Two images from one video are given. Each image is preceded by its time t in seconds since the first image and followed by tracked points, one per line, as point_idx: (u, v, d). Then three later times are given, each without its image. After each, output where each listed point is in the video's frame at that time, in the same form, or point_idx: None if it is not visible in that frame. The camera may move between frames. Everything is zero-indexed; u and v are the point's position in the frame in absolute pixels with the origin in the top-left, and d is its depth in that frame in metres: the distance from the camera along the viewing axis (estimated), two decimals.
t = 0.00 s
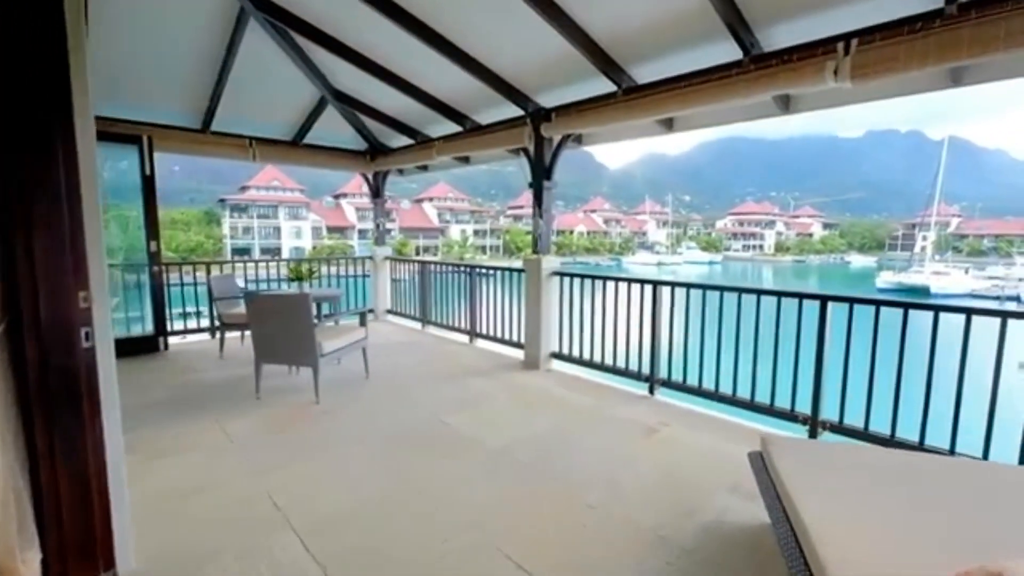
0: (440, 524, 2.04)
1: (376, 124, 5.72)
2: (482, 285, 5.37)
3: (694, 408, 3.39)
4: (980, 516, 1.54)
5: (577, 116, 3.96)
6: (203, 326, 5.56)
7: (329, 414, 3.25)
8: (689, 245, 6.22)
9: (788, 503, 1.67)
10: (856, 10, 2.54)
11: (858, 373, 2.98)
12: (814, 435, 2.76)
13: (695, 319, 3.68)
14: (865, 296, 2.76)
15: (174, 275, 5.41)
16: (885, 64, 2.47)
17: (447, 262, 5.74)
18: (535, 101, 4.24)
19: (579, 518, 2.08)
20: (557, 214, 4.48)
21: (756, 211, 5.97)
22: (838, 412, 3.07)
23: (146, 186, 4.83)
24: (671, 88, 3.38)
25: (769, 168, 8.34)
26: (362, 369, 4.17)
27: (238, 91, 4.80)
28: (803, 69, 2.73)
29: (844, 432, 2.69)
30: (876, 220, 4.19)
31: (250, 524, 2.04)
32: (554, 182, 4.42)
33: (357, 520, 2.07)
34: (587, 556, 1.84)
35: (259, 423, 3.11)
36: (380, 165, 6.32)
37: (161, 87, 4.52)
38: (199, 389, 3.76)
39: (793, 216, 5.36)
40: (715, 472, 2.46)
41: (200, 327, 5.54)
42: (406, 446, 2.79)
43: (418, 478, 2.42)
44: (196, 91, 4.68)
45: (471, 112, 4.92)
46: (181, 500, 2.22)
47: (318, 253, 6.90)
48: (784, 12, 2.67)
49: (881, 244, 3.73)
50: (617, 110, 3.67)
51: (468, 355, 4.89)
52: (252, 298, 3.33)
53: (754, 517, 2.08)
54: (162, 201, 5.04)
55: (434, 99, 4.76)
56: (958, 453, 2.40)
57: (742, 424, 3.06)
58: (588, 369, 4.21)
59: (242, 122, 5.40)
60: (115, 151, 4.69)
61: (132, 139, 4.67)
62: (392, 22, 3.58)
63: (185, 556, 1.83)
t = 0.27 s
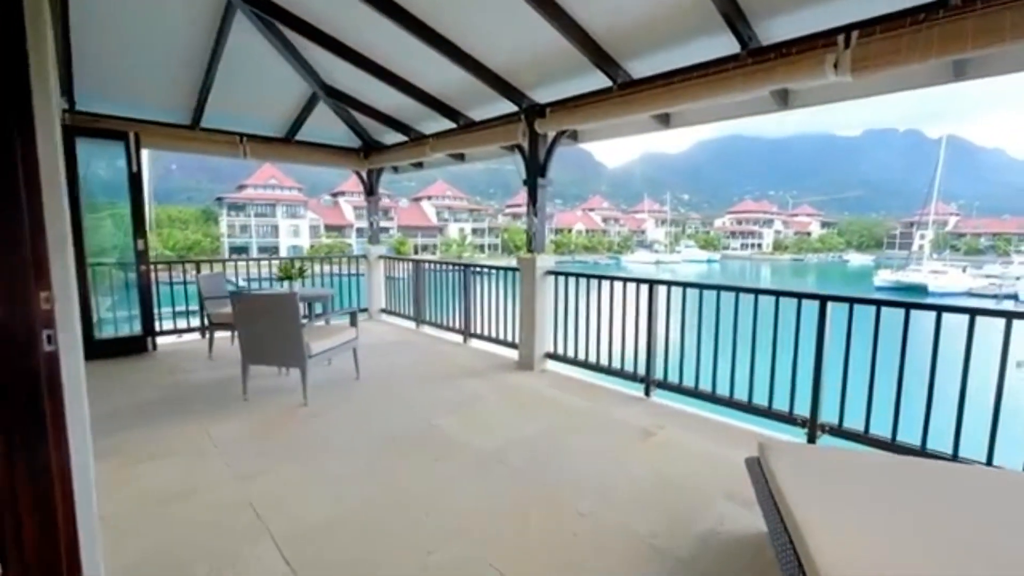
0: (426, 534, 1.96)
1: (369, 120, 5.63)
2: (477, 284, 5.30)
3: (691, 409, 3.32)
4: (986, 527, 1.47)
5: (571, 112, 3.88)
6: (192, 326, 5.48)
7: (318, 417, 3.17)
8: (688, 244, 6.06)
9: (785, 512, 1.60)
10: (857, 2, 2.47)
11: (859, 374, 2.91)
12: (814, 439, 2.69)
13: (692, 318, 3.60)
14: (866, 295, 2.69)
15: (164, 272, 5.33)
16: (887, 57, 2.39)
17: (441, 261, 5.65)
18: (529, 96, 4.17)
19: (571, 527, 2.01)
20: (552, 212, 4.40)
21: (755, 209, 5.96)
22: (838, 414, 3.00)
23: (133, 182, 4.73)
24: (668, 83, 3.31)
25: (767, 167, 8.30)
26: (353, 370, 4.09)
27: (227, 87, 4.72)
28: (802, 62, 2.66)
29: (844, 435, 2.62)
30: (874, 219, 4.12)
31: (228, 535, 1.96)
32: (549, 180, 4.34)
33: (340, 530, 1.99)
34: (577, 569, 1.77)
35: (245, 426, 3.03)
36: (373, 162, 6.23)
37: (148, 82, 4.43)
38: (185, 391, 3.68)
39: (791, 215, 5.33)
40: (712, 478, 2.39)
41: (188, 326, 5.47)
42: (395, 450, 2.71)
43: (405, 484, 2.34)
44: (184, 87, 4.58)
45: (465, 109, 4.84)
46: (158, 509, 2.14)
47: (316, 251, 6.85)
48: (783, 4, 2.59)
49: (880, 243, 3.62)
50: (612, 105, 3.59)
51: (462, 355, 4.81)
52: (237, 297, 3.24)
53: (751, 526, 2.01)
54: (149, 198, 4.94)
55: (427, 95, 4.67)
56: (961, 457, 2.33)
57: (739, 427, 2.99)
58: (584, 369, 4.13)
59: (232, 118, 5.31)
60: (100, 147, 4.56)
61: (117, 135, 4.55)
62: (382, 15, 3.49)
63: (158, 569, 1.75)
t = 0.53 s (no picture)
0: (410, 546, 1.89)
1: (361, 117, 5.54)
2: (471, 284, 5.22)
3: (687, 412, 3.24)
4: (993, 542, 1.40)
5: (565, 108, 3.80)
6: (182, 326, 5.40)
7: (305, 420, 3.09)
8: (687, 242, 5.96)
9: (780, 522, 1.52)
10: None
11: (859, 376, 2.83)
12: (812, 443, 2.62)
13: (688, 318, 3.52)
14: (866, 295, 2.61)
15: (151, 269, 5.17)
16: (888, 49, 2.32)
17: (436, 260, 5.58)
18: (523, 92, 4.09)
19: (560, 538, 1.94)
20: (545, 210, 4.32)
21: (753, 208, 5.92)
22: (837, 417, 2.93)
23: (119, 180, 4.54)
24: (663, 78, 3.22)
25: (764, 167, 8.25)
26: (343, 372, 4.01)
27: (216, 83, 4.63)
28: (801, 55, 2.58)
29: (843, 439, 2.55)
30: (871, 218, 4.06)
31: (204, 547, 1.88)
32: (543, 178, 4.26)
33: (320, 542, 1.91)
34: None
35: (229, 430, 2.96)
36: (367, 159, 6.14)
37: (134, 77, 4.33)
38: (171, 393, 3.60)
39: (790, 214, 5.27)
40: (707, 484, 2.32)
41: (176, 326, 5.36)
42: (382, 455, 2.64)
43: (391, 492, 2.27)
44: (171, 83, 4.49)
45: (458, 105, 4.76)
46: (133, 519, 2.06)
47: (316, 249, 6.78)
48: None
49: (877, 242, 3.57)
50: (606, 101, 3.51)
51: (456, 356, 4.74)
52: (222, 297, 3.16)
53: (747, 536, 1.94)
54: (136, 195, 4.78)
55: (419, 91, 4.59)
56: (964, 463, 2.26)
57: (736, 430, 2.92)
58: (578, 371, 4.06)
59: (222, 114, 5.21)
60: (86, 142, 4.37)
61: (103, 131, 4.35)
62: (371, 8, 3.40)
63: None
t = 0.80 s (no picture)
0: (386, 562, 1.79)
1: (351, 114, 5.43)
2: (463, 284, 5.11)
3: (682, 416, 3.15)
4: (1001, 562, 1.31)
5: (556, 103, 3.70)
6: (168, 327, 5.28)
7: (286, 426, 2.99)
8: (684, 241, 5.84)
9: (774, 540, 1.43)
10: None
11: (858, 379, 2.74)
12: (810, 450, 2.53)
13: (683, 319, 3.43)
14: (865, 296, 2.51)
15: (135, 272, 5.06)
16: (888, 40, 2.23)
17: (428, 259, 5.47)
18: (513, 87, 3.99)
19: (545, 553, 1.84)
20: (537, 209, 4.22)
21: (751, 206, 5.83)
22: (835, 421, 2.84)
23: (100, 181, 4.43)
24: (656, 72, 3.13)
25: (761, 166, 8.16)
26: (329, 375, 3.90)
27: (200, 79, 4.51)
28: (797, 47, 2.49)
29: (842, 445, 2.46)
30: (869, 216, 3.97)
31: (168, 563, 1.78)
32: (535, 175, 4.16)
33: (292, 557, 1.81)
34: None
35: (205, 437, 2.85)
36: (358, 157, 6.04)
37: (114, 73, 4.22)
38: (150, 398, 3.49)
39: (788, 213, 5.18)
40: (701, 494, 2.22)
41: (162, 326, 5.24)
42: (364, 463, 2.54)
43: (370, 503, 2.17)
44: (153, 78, 4.38)
45: (448, 101, 4.65)
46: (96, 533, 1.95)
47: (313, 248, 6.68)
48: None
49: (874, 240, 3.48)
50: (598, 96, 3.41)
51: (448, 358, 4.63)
52: (201, 298, 3.05)
53: (742, 550, 1.85)
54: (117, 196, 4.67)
55: (408, 86, 4.48)
56: (967, 471, 2.17)
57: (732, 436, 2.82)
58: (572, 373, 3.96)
59: (207, 111, 5.10)
60: (65, 141, 4.26)
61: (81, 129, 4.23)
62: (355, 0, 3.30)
63: None
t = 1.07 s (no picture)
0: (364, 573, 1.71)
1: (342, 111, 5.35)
2: (457, 284, 5.04)
3: (676, 420, 3.07)
4: None
5: (549, 100, 3.62)
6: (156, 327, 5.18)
7: (270, 430, 2.91)
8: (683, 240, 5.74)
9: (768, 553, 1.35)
10: None
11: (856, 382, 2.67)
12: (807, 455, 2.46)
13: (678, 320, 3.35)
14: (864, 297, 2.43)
15: (121, 272, 4.96)
16: (888, 32, 2.16)
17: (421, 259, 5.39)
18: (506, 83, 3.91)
19: (531, 563, 1.76)
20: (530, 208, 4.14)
21: (749, 206, 5.77)
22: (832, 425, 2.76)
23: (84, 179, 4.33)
24: (650, 67, 3.05)
25: (759, 165, 8.10)
26: (317, 377, 3.82)
27: (186, 74, 4.42)
28: (794, 41, 2.42)
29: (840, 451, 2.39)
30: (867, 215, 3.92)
31: None
32: (528, 174, 4.08)
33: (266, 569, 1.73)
34: None
35: (186, 441, 2.77)
36: (351, 155, 5.95)
37: (98, 67, 4.12)
38: (133, 401, 3.40)
39: (786, 213, 5.14)
40: (695, 501, 2.15)
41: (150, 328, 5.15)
42: (348, 469, 2.46)
43: (353, 510, 2.09)
44: (138, 73, 4.28)
45: (440, 97, 4.57)
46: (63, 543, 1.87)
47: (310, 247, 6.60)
48: None
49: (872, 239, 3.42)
50: (591, 91, 3.33)
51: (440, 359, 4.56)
52: (183, 298, 2.97)
53: (737, 561, 1.77)
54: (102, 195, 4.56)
55: (399, 82, 4.40)
56: (969, 477, 2.10)
57: (727, 440, 2.75)
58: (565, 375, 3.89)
59: (196, 107, 5.01)
60: (48, 138, 4.15)
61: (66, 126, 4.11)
62: None
63: None
